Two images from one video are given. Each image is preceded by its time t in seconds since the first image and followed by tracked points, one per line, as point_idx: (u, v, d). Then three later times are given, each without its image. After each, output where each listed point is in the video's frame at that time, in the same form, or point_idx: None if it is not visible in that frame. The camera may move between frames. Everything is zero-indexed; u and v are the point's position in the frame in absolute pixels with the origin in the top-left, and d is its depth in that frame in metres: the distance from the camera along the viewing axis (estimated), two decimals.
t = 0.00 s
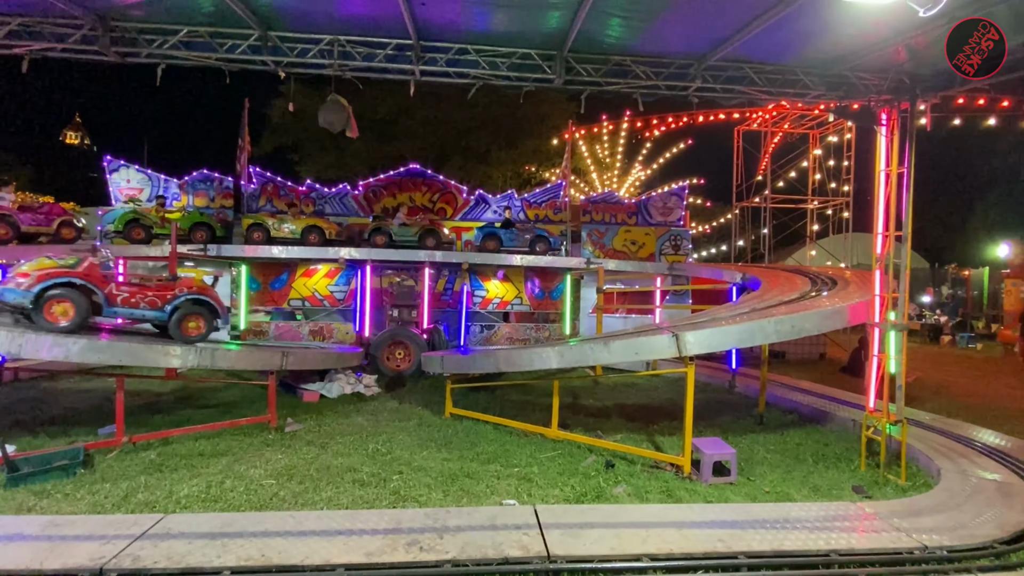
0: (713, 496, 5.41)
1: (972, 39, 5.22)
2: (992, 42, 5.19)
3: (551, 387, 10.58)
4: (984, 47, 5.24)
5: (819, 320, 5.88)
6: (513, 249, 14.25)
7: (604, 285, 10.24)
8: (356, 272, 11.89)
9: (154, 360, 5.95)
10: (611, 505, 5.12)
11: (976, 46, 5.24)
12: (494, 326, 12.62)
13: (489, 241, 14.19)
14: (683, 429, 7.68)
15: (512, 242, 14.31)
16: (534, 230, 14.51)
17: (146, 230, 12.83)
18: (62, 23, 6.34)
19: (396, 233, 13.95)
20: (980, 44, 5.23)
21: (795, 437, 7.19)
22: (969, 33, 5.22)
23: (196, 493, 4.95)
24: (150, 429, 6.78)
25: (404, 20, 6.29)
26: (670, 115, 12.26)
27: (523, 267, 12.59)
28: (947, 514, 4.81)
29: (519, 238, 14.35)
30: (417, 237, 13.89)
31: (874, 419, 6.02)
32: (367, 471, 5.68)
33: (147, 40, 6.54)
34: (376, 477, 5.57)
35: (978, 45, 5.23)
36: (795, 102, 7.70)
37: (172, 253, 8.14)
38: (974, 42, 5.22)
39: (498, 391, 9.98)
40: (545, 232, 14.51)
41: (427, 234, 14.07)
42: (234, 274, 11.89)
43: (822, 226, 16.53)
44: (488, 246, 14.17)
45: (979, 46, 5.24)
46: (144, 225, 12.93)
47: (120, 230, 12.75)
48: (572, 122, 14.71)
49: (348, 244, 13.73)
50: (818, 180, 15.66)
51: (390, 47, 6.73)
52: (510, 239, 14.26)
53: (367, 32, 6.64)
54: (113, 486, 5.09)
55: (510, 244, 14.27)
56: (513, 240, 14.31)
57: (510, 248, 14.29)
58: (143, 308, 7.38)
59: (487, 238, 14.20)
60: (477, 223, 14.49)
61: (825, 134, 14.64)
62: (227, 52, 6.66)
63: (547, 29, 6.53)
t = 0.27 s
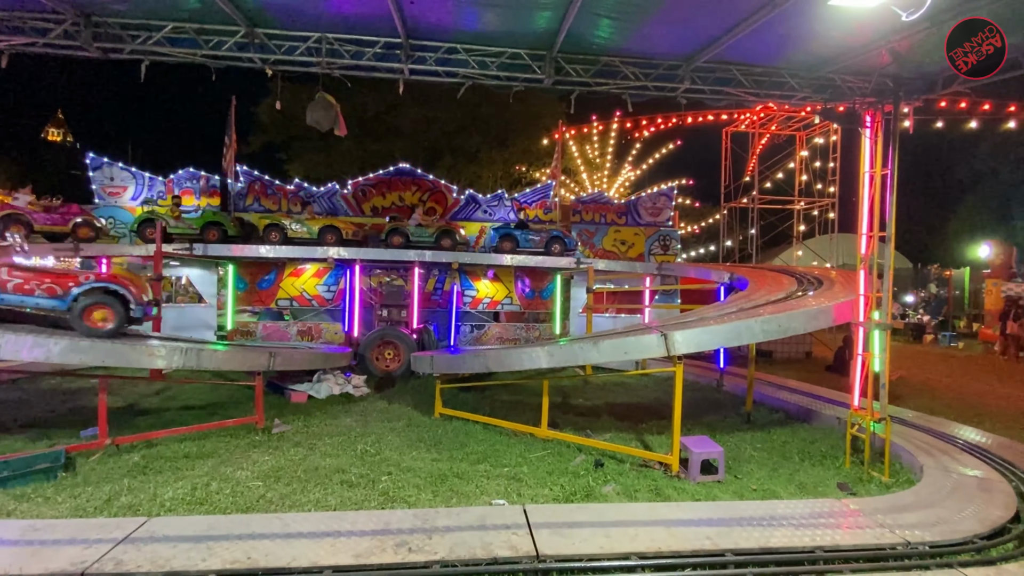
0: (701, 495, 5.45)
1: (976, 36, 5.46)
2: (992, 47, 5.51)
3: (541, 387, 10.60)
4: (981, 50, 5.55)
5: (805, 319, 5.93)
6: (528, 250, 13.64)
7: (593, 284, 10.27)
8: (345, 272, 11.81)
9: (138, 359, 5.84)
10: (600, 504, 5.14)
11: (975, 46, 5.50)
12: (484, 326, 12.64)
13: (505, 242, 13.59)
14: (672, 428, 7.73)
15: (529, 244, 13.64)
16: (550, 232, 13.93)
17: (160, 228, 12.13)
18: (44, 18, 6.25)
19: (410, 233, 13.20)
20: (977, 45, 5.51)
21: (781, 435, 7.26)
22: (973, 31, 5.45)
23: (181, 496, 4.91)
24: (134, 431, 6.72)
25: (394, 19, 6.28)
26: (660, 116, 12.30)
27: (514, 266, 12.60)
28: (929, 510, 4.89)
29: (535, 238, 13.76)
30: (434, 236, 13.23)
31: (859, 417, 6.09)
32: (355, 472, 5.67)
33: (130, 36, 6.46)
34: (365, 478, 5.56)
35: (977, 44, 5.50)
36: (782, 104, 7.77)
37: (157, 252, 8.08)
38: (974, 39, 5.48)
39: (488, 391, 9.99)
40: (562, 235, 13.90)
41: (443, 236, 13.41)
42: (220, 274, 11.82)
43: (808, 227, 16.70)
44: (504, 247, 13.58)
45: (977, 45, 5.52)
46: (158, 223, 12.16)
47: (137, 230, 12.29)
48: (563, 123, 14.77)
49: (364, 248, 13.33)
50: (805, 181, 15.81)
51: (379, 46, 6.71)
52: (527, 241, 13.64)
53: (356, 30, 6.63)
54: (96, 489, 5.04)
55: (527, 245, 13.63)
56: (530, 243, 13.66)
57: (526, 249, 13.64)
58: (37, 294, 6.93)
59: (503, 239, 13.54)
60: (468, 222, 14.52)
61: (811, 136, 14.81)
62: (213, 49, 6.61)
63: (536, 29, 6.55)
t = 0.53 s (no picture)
0: (690, 493, 5.49)
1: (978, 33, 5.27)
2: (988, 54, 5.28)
3: (531, 386, 10.61)
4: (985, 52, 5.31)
5: (792, 318, 5.99)
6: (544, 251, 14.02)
7: (584, 284, 10.30)
8: (334, 272, 11.74)
9: (121, 361, 5.65)
10: (590, 503, 5.17)
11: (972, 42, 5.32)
12: (475, 326, 12.62)
13: (523, 244, 13.90)
14: (661, 427, 7.77)
15: (546, 244, 14.06)
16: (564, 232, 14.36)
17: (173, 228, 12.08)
18: (25, 13, 6.15)
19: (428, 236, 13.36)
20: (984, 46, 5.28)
21: (768, 433, 7.32)
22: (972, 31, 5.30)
23: (167, 499, 4.87)
24: (117, 434, 6.64)
25: (383, 17, 6.26)
26: (650, 116, 12.32)
27: (504, 266, 12.59)
28: (913, 507, 4.96)
29: (552, 239, 14.14)
30: (452, 237, 13.35)
31: (845, 415, 6.16)
32: (344, 473, 5.65)
33: (114, 32, 6.38)
34: (354, 479, 5.54)
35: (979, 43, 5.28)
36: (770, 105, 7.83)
37: (143, 251, 7.98)
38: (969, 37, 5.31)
39: (478, 391, 9.98)
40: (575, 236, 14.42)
41: (460, 236, 13.50)
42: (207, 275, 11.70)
43: (796, 227, 16.84)
44: (522, 248, 13.86)
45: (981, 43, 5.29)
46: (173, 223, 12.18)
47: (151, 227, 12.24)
48: (554, 123, 14.79)
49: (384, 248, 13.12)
50: (792, 182, 15.94)
51: (367, 44, 6.69)
52: (543, 241, 14.03)
53: (345, 28, 6.59)
54: (79, 492, 4.99)
55: (542, 245, 14.03)
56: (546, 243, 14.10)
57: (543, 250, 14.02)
58: None
59: (523, 239, 13.82)
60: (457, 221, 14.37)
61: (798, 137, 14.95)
62: (198, 46, 6.54)
63: (525, 29, 6.56)
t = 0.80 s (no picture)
0: (679, 491, 5.53)
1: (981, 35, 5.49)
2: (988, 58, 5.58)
3: (522, 386, 10.63)
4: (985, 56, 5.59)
5: (779, 318, 6.04)
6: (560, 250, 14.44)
7: (575, 284, 10.29)
8: (324, 271, 11.67)
9: (107, 362, 5.58)
10: (580, 501, 5.18)
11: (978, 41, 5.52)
12: (466, 326, 12.54)
13: (538, 244, 14.43)
14: (650, 425, 7.81)
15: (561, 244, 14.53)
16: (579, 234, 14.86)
17: (194, 228, 12.34)
18: (7, 9, 6.06)
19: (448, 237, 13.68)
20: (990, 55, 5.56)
21: (756, 431, 7.38)
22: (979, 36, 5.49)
23: (153, 502, 4.83)
24: (102, 435, 6.58)
25: (372, 15, 6.24)
26: (640, 117, 12.35)
27: (495, 265, 12.59)
28: (897, 503, 5.02)
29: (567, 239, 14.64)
30: (470, 238, 13.72)
31: (831, 413, 6.23)
32: (333, 474, 5.63)
33: (98, 28, 6.30)
34: (343, 480, 5.52)
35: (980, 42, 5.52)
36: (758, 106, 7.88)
37: (129, 250, 7.88)
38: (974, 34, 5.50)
39: (468, 391, 9.98)
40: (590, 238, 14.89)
41: (478, 237, 13.89)
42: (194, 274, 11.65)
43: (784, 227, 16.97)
44: (537, 248, 14.40)
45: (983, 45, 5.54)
46: (194, 223, 12.42)
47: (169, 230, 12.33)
48: (545, 123, 14.84)
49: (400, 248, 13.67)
50: (781, 182, 16.07)
51: (357, 43, 6.66)
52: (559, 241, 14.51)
53: (333, 26, 6.56)
54: (63, 495, 4.94)
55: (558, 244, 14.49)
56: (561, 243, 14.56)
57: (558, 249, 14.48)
58: None
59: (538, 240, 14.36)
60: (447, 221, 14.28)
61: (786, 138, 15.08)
62: (184, 43, 6.48)
63: (514, 29, 6.58)
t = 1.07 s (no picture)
0: (669, 489, 5.55)
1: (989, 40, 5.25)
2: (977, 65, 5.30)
3: (514, 385, 10.65)
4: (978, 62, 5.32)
5: (769, 317, 6.08)
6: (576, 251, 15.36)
7: (567, 283, 10.29)
8: (315, 271, 11.63)
9: (93, 363, 5.45)
10: (571, 500, 5.20)
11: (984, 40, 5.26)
12: (458, 326, 12.60)
13: (554, 244, 15.32)
14: (641, 424, 7.85)
15: (577, 245, 15.44)
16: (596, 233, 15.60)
17: (214, 229, 13.00)
18: None
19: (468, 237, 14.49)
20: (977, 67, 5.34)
21: (746, 429, 7.43)
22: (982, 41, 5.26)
23: (140, 504, 4.79)
24: (89, 437, 6.52)
25: (362, 14, 6.22)
26: (632, 117, 12.40)
27: (487, 265, 12.59)
28: (884, 499, 5.07)
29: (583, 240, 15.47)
30: (490, 239, 14.57)
31: (820, 411, 6.28)
32: (324, 475, 5.62)
33: (83, 24, 6.23)
34: (334, 481, 5.50)
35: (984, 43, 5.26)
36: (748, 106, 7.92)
37: (116, 249, 7.76)
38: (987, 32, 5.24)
39: (461, 390, 9.98)
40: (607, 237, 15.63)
41: (497, 238, 14.76)
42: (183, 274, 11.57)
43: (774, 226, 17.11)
44: (553, 248, 15.30)
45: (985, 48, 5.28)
46: (214, 224, 13.13)
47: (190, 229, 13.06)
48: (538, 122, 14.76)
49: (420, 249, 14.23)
50: (771, 182, 16.19)
51: (346, 41, 6.63)
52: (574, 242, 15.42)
53: (323, 24, 6.53)
54: (48, 498, 4.89)
55: (573, 245, 15.41)
56: (577, 244, 15.46)
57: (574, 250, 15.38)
58: None
59: (555, 241, 15.33)
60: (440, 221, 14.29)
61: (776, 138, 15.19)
62: (172, 40, 6.42)
63: (505, 28, 6.56)
